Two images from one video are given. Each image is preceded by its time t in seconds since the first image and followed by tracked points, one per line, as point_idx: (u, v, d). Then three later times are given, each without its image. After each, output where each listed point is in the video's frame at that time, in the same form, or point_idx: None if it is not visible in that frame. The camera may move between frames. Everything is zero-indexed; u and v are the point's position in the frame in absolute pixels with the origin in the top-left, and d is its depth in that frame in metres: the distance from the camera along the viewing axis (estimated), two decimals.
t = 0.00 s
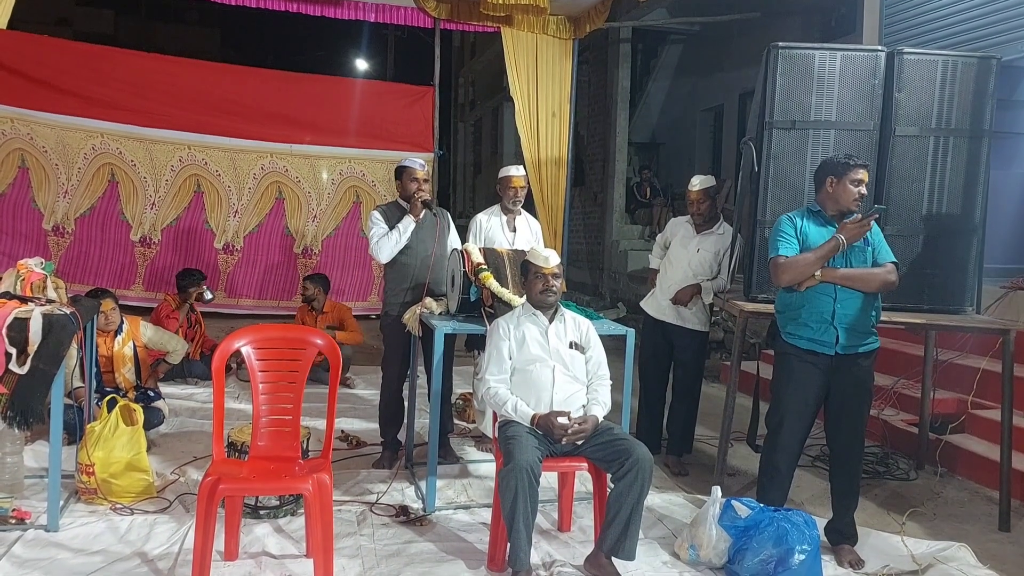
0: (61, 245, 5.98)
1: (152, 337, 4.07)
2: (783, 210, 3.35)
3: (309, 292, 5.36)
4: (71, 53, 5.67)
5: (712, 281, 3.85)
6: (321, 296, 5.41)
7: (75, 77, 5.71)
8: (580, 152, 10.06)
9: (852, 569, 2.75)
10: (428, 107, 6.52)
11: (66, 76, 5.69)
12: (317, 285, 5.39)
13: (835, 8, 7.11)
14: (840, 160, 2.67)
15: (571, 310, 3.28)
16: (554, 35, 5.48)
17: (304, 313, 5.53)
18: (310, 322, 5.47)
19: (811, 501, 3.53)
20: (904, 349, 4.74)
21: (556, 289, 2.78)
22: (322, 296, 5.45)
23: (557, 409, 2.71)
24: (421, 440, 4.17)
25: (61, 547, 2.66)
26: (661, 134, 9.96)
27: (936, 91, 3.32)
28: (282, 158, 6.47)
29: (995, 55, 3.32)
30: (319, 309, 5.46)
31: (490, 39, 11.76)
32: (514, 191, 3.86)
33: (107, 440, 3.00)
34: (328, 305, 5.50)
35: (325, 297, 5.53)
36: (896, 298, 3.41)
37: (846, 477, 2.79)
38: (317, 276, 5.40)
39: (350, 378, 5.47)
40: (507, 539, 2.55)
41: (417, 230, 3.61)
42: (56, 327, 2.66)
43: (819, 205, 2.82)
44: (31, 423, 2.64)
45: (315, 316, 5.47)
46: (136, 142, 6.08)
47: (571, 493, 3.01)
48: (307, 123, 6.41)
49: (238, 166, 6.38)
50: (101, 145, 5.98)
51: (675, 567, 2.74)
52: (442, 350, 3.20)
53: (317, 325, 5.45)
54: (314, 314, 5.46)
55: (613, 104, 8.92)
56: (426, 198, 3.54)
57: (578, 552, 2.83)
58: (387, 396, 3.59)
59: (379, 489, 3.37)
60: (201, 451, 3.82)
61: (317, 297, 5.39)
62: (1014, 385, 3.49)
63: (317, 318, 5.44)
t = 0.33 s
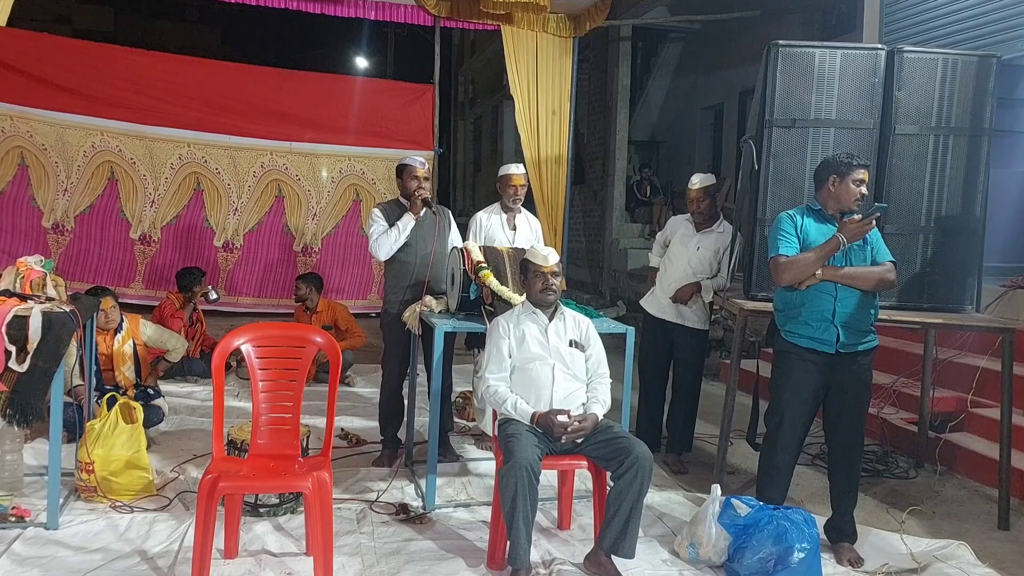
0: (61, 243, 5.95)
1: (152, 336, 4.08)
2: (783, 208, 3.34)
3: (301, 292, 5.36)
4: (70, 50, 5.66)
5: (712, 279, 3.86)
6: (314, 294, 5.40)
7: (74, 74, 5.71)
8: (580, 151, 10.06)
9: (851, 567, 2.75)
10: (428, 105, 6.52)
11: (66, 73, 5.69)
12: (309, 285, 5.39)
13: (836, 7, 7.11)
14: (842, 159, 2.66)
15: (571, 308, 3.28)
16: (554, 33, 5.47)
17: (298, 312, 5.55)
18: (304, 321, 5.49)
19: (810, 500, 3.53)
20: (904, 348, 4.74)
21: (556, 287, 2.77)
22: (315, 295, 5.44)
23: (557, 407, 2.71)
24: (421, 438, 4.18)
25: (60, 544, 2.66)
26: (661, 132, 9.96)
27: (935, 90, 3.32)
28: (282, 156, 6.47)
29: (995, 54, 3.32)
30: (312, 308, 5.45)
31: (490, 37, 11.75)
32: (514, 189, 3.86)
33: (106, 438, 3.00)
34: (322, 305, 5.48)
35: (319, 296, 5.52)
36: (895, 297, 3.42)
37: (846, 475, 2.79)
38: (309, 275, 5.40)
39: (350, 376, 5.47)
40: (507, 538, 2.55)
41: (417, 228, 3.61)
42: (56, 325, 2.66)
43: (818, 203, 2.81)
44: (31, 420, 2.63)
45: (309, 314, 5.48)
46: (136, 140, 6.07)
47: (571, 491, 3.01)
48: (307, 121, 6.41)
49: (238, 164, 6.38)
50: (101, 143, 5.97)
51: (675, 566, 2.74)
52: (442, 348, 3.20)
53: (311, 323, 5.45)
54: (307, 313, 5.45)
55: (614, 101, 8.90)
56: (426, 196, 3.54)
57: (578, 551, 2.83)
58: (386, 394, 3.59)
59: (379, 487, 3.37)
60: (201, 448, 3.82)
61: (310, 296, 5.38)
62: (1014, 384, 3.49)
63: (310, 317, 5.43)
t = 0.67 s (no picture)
0: (62, 240, 5.96)
1: (154, 333, 4.08)
2: (784, 207, 3.34)
3: (300, 291, 5.38)
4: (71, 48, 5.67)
5: (714, 277, 3.86)
6: (313, 293, 5.42)
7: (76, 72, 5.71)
8: (581, 148, 10.05)
9: (852, 565, 2.76)
10: (430, 103, 6.51)
11: (68, 71, 5.69)
12: (308, 283, 5.41)
13: (838, 4, 7.07)
14: (844, 157, 2.65)
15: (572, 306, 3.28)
16: (555, 31, 5.47)
17: (298, 310, 5.55)
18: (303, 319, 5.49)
19: (811, 498, 3.53)
20: (904, 346, 4.74)
21: (557, 285, 2.77)
22: (314, 293, 5.46)
23: (559, 405, 2.71)
24: (422, 436, 4.18)
25: (62, 541, 2.67)
26: (663, 130, 9.95)
27: (937, 88, 3.31)
28: (282, 154, 6.47)
29: (998, 52, 3.32)
30: (311, 305, 5.45)
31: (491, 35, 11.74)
32: (516, 187, 3.85)
33: (108, 435, 3.00)
34: (321, 303, 5.48)
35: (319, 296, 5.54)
36: (896, 295, 3.42)
37: (847, 473, 2.79)
38: (309, 274, 5.42)
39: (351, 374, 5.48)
40: (508, 535, 2.55)
41: (419, 226, 3.60)
42: (57, 323, 2.66)
43: (820, 201, 2.81)
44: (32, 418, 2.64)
45: (308, 312, 5.48)
46: (137, 138, 6.07)
47: (572, 489, 3.01)
48: (309, 119, 6.41)
49: (239, 162, 6.38)
50: (102, 141, 5.97)
51: (676, 564, 2.74)
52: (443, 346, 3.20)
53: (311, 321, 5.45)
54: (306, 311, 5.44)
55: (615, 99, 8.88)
56: (428, 193, 3.54)
57: (579, 549, 2.83)
58: (387, 392, 3.59)
59: (380, 485, 3.38)
60: (202, 446, 3.82)
61: (309, 295, 5.40)
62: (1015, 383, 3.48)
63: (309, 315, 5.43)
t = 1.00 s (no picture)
0: (63, 238, 5.98)
1: (155, 331, 4.08)
2: (785, 205, 3.34)
3: (306, 289, 5.36)
4: (72, 46, 5.66)
5: (715, 275, 3.85)
6: (319, 292, 5.40)
7: (76, 69, 5.70)
8: (582, 146, 10.05)
9: (852, 563, 2.76)
10: (430, 100, 6.51)
11: (68, 68, 5.68)
12: (315, 282, 5.39)
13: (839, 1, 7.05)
14: (847, 157, 2.64)
15: (573, 304, 3.28)
16: (556, 29, 5.47)
17: (301, 307, 5.53)
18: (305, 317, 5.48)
19: (812, 495, 3.53)
20: (905, 344, 4.73)
21: (557, 283, 2.76)
22: (319, 292, 5.45)
23: (560, 403, 2.72)
24: (422, 434, 4.18)
25: (63, 539, 2.67)
26: (663, 128, 9.94)
27: (938, 85, 3.31)
28: (283, 151, 6.46)
29: (999, 49, 3.31)
30: (316, 304, 5.45)
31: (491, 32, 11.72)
32: (517, 185, 3.84)
33: (108, 433, 3.00)
34: (326, 301, 5.48)
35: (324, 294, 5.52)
36: (897, 292, 3.42)
37: (848, 470, 2.79)
38: (313, 272, 5.40)
39: (352, 372, 5.48)
40: (509, 533, 2.55)
41: (420, 224, 3.60)
42: (58, 320, 2.66)
43: (819, 200, 2.80)
44: (33, 415, 2.63)
45: (311, 311, 5.47)
46: (138, 136, 6.08)
47: (573, 486, 3.01)
48: (309, 116, 6.40)
49: (240, 160, 6.38)
50: (102, 139, 5.97)
51: (677, 562, 2.74)
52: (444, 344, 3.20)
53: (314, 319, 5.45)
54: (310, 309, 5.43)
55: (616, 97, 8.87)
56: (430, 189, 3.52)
57: (581, 547, 2.83)
58: (388, 389, 3.59)
59: (380, 483, 3.38)
60: (203, 444, 3.83)
61: (315, 293, 5.39)
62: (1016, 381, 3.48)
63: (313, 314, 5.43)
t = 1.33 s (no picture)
0: (62, 236, 5.95)
1: (153, 329, 4.01)
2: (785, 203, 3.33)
3: (315, 288, 5.36)
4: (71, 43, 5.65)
5: (715, 272, 3.85)
6: (327, 293, 5.40)
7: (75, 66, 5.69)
8: (582, 144, 10.03)
9: (851, 559, 2.76)
10: (430, 97, 6.50)
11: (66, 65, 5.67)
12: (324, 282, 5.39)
13: None
14: (851, 156, 2.62)
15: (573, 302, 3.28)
16: (556, 26, 5.46)
17: (305, 306, 5.54)
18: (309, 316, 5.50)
19: (812, 493, 3.53)
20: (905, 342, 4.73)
21: (557, 280, 2.76)
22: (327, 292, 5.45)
23: (560, 400, 2.71)
24: (422, 432, 4.18)
25: (62, 537, 2.66)
26: (663, 126, 9.94)
27: (939, 83, 3.30)
28: (282, 149, 6.45)
29: (999, 47, 3.30)
30: (322, 304, 5.45)
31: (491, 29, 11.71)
32: (517, 182, 3.83)
33: (108, 431, 2.99)
34: (333, 301, 5.48)
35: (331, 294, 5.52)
36: (896, 289, 3.41)
37: (847, 468, 2.79)
38: (322, 272, 5.40)
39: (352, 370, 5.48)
40: (509, 530, 2.54)
41: (419, 221, 3.60)
42: (57, 317, 2.65)
43: (818, 197, 2.77)
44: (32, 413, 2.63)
45: (316, 311, 5.49)
46: (137, 133, 6.06)
47: (572, 483, 3.01)
48: (308, 114, 6.39)
49: (239, 157, 6.36)
50: (101, 136, 5.95)
51: (677, 559, 2.74)
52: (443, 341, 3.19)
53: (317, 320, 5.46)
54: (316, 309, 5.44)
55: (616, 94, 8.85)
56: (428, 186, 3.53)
57: (581, 544, 2.83)
58: (388, 387, 3.59)
59: (380, 480, 3.37)
60: (203, 441, 3.82)
61: (323, 294, 5.39)
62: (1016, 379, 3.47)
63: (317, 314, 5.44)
